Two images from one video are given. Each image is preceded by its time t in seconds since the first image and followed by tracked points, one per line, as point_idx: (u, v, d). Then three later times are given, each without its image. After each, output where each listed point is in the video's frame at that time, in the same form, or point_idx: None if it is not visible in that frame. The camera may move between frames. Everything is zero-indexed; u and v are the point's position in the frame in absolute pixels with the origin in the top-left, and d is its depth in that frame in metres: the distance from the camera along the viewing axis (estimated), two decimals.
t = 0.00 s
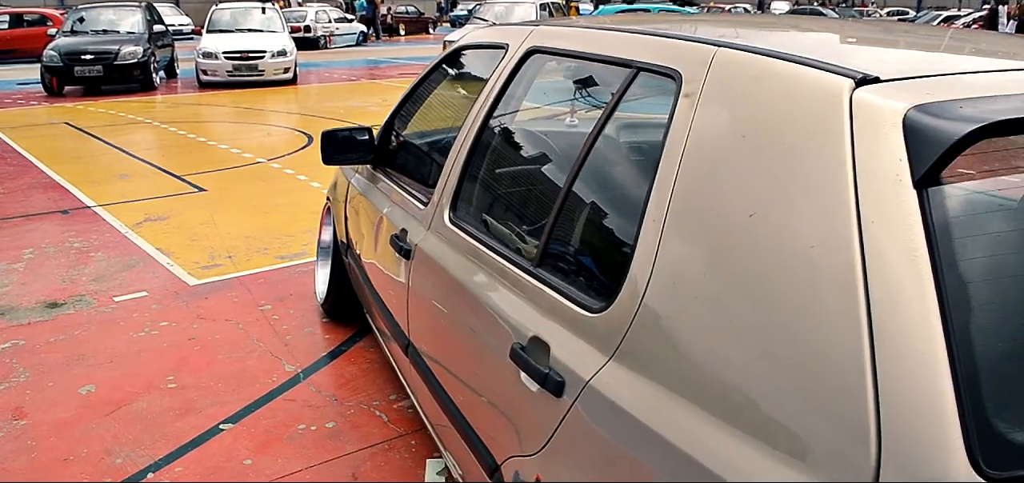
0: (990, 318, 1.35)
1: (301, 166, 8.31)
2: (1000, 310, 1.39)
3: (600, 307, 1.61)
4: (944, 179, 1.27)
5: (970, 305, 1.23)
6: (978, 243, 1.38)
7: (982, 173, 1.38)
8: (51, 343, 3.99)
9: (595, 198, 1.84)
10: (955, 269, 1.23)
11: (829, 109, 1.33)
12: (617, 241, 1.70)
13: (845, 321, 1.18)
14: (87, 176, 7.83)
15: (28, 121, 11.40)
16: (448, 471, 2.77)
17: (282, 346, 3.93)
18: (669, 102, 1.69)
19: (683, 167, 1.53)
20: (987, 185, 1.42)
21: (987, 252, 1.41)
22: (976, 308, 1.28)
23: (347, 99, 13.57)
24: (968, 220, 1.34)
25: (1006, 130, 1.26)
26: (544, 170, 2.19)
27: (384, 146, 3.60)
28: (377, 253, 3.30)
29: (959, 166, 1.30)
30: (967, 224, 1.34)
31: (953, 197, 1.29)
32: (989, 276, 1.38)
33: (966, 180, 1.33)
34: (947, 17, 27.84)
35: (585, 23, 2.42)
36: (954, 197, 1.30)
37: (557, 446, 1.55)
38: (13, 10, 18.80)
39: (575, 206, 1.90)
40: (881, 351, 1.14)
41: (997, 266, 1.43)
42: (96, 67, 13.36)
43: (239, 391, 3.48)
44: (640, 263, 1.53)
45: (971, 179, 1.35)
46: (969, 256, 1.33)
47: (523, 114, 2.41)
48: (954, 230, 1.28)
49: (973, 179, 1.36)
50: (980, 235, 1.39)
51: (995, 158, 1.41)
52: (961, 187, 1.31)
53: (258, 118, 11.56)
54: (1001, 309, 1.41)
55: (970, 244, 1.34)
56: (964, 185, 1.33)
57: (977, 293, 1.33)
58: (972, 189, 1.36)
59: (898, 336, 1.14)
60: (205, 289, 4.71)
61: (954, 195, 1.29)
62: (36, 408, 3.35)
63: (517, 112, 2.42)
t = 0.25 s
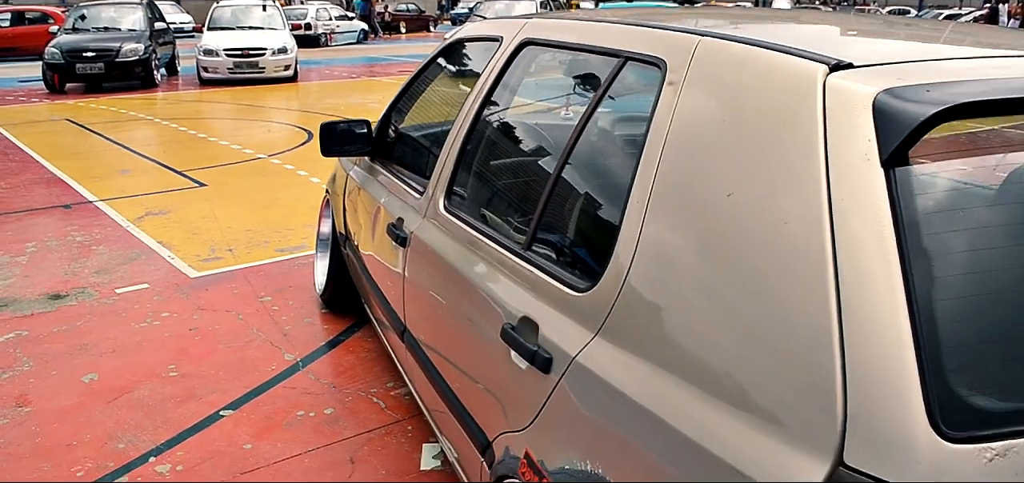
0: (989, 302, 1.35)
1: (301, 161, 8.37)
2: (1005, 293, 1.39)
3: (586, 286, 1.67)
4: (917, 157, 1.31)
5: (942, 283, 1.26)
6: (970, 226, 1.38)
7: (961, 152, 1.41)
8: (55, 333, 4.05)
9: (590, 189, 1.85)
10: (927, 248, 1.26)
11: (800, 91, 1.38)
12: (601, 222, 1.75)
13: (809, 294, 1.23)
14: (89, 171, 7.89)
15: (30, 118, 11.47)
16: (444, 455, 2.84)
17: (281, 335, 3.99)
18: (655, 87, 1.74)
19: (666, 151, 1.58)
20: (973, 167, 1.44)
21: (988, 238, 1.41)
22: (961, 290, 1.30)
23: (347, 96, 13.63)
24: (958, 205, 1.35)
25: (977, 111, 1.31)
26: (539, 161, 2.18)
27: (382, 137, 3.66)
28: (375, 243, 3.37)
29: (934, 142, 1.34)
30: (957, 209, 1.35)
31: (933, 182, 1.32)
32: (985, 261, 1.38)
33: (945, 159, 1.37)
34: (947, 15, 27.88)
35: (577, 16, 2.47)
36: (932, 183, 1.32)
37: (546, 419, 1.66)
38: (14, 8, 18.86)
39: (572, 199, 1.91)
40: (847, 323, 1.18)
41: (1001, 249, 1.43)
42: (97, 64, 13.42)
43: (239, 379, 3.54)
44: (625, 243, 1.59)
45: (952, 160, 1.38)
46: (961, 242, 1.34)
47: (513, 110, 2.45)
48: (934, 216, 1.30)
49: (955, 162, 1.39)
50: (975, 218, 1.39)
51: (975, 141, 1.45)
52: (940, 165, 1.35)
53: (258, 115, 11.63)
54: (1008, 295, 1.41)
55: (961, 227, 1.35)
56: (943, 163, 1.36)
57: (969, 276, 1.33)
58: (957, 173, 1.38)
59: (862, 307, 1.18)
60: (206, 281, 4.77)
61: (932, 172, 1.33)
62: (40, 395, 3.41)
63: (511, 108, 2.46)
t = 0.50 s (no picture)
0: (976, 285, 1.36)
1: (299, 157, 8.40)
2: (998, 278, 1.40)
3: (575, 268, 1.72)
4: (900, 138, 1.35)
5: (914, 261, 1.29)
6: (956, 212, 1.40)
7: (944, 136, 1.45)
8: (54, 324, 4.09)
9: (583, 180, 1.86)
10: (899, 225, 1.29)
11: (780, 76, 1.43)
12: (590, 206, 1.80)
13: (786, 269, 1.27)
14: (88, 166, 7.93)
15: (28, 114, 11.50)
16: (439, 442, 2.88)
17: (279, 326, 4.04)
18: (642, 73, 1.79)
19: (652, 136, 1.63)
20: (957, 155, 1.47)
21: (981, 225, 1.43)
22: (938, 270, 1.32)
23: (345, 92, 13.64)
24: (941, 192, 1.39)
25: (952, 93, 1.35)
26: (530, 149, 2.22)
27: (377, 130, 3.70)
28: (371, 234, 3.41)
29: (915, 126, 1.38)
30: (940, 195, 1.38)
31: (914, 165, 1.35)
32: (974, 246, 1.40)
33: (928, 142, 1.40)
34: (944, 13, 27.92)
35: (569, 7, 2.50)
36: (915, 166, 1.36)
37: (535, 399, 1.72)
38: (12, 5, 18.88)
39: (566, 191, 1.92)
40: (823, 296, 1.22)
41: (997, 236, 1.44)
42: (95, 61, 13.45)
43: (236, 368, 3.58)
44: (612, 226, 1.64)
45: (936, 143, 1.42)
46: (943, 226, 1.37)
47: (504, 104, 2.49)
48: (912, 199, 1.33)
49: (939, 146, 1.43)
50: (962, 204, 1.42)
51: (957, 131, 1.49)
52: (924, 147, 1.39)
53: (256, 111, 11.66)
54: (1004, 280, 1.41)
55: (944, 212, 1.38)
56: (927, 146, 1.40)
57: (952, 258, 1.35)
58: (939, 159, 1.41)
59: (837, 280, 1.22)
60: (204, 273, 4.81)
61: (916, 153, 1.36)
62: (40, 384, 3.46)
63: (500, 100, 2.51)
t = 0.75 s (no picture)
0: (963, 270, 1.40)
1: (296, 154, 8.44)
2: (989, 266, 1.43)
3: (566, 255, 1.78)
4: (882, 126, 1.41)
5: (891, 242, 1.34)
6: (938, 199, 1.45)
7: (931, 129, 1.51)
8: (55, 316, 4.13)
9: (576, 174, 1.90)
10: (875, 208, 1.34)
11: (762, 67, 1.48)
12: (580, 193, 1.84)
13: (767, 253, 1.32)
14: (86, 163, 7.97)
15: (26, 111, 11.52)
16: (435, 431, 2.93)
17: (276, 318, 4.09)
18: (630, 67, 1.84)
19: (640, 125, 1.68)
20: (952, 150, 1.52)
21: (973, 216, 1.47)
22: (918, 253, 1.37)
23: (342, 90, 13.68)
24: (924, 183, 1.44)
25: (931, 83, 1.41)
26: (522, 142, 2.28)
27: (374, 124, 3.75)
28: (368, 227, 3.47)
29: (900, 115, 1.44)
30: (923, 186, 1.44)
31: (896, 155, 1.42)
32: (963, 234, 1.44)
33: (912, 131, 1.47)
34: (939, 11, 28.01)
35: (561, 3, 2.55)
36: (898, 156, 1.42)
37: (527, 382, 1.78)
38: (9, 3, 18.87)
39: (559, 184, 1.96)
40: (801, 277, 1.27)
41: (990, 228, 1.47)
42: (93, 59, 13.47)
43: (235, 360, 3.63)
44: (602, 212, 1.70)
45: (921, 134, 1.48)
46: (926, 214, 1.42)
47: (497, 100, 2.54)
48: (891, 186, 1.39)
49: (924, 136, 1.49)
50: (949, 196, 1.47)
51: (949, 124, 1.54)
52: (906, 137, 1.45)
53: (253, 108, 11.69)
54: (998, 269, 1.44)
55: (927, 202, 1.44)
56: (911, 136, 1.46)
57: (935, 244, 1.40)
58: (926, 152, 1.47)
59: (814, 261, 1.27)
60: (203, 267, 4.85)
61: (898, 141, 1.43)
62: (41, 375, 3.50)
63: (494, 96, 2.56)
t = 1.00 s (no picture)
0: (938, 259, 1.46)
1: (292, 152, 8.49)
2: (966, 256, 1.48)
3: (554, 245, 1.85)
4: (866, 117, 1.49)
5: (863, 230, 1.41)
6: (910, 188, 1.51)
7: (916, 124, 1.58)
8: (54, 311, 4.19)
9: (568, 170, 1.95)
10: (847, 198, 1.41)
11: (741, 64, 1.55)
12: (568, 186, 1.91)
13: (742, 240, 1.39)
14: (83, 161, 8.02)
15: (21, 110, 11.55)
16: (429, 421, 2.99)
17: (273, 313, 4.15)
18: (617, 63, 1.91)
19: (626, 120, 1.75)
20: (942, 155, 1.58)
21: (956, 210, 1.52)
22: (892, 241, 1.44)
23: (338, 89, 13.72)
24: (909, 179, 1.50)
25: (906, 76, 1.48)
26: (513, 138, 2.34)
27: (369, 122, 3.81)
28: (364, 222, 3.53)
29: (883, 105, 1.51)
30: (907, 182, 1.50)
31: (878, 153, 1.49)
32: (942, 226, 1.49)
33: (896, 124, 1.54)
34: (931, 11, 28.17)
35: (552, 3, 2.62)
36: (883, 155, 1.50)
37: (517, 367, 1.86)
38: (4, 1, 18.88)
39: (549, 178, 2.02)
40: (774, 263, 1.34)
41: (972, 220, 1.53)
42: (88, 57, 13.49)
43: (232, 353, 3.69)
44: (589, 204, 1.77)
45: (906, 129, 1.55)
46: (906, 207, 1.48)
47: (490, 98, 2.60)
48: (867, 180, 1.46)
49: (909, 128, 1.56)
50: (929, 188, 1.52)
51: (937, 117, 1.62)
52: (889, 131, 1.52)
53: (249, 107, 11.74)
54: (977, 260, 1.49)
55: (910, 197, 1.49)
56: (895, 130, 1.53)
57: (911, 234, 1.46)
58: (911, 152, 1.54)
59: (786, 248, 1.34)
60: (199, 263, 4.91)
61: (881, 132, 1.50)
62: (41, 368, 3.55)
63: (487, 94, 2.62)
